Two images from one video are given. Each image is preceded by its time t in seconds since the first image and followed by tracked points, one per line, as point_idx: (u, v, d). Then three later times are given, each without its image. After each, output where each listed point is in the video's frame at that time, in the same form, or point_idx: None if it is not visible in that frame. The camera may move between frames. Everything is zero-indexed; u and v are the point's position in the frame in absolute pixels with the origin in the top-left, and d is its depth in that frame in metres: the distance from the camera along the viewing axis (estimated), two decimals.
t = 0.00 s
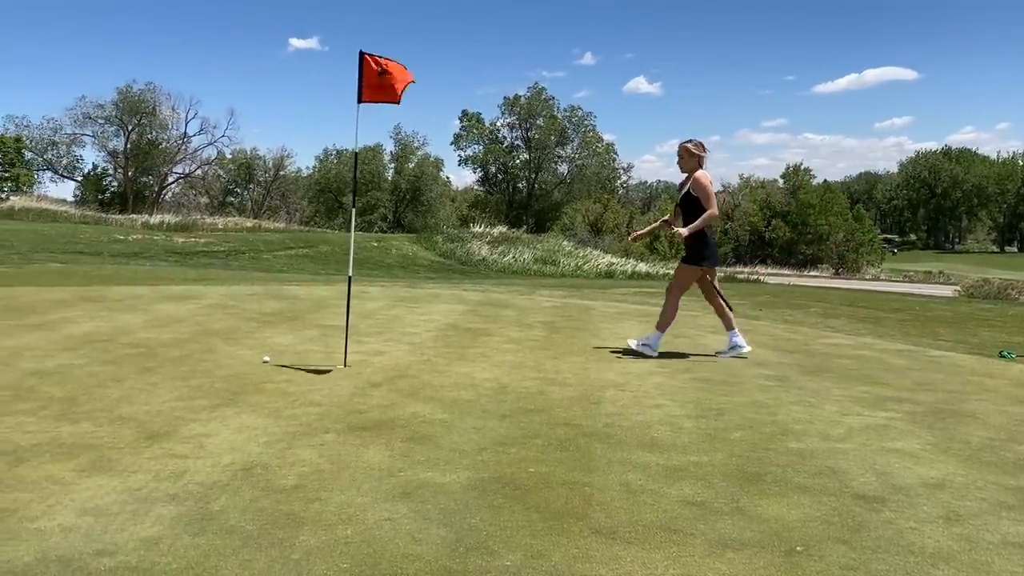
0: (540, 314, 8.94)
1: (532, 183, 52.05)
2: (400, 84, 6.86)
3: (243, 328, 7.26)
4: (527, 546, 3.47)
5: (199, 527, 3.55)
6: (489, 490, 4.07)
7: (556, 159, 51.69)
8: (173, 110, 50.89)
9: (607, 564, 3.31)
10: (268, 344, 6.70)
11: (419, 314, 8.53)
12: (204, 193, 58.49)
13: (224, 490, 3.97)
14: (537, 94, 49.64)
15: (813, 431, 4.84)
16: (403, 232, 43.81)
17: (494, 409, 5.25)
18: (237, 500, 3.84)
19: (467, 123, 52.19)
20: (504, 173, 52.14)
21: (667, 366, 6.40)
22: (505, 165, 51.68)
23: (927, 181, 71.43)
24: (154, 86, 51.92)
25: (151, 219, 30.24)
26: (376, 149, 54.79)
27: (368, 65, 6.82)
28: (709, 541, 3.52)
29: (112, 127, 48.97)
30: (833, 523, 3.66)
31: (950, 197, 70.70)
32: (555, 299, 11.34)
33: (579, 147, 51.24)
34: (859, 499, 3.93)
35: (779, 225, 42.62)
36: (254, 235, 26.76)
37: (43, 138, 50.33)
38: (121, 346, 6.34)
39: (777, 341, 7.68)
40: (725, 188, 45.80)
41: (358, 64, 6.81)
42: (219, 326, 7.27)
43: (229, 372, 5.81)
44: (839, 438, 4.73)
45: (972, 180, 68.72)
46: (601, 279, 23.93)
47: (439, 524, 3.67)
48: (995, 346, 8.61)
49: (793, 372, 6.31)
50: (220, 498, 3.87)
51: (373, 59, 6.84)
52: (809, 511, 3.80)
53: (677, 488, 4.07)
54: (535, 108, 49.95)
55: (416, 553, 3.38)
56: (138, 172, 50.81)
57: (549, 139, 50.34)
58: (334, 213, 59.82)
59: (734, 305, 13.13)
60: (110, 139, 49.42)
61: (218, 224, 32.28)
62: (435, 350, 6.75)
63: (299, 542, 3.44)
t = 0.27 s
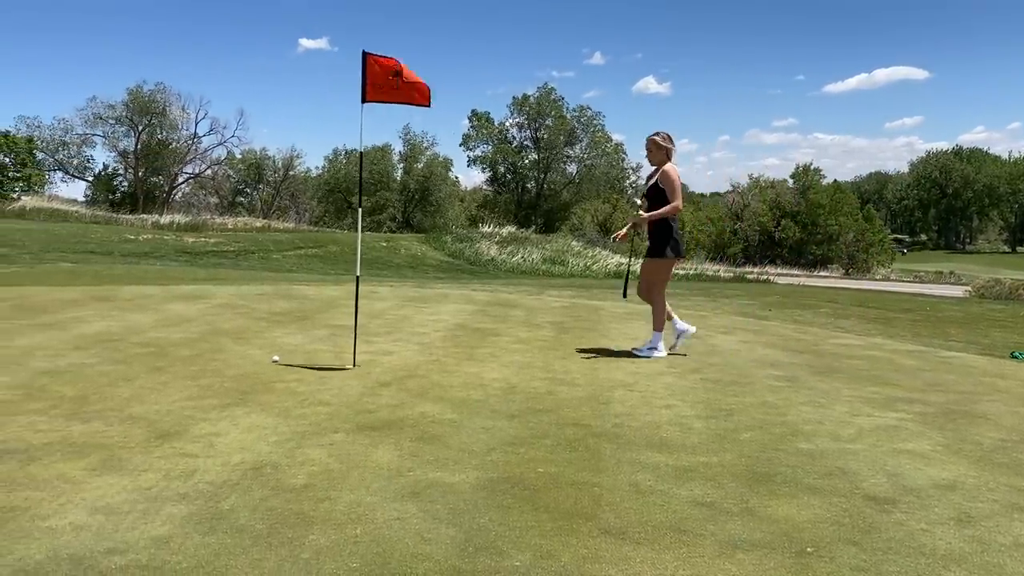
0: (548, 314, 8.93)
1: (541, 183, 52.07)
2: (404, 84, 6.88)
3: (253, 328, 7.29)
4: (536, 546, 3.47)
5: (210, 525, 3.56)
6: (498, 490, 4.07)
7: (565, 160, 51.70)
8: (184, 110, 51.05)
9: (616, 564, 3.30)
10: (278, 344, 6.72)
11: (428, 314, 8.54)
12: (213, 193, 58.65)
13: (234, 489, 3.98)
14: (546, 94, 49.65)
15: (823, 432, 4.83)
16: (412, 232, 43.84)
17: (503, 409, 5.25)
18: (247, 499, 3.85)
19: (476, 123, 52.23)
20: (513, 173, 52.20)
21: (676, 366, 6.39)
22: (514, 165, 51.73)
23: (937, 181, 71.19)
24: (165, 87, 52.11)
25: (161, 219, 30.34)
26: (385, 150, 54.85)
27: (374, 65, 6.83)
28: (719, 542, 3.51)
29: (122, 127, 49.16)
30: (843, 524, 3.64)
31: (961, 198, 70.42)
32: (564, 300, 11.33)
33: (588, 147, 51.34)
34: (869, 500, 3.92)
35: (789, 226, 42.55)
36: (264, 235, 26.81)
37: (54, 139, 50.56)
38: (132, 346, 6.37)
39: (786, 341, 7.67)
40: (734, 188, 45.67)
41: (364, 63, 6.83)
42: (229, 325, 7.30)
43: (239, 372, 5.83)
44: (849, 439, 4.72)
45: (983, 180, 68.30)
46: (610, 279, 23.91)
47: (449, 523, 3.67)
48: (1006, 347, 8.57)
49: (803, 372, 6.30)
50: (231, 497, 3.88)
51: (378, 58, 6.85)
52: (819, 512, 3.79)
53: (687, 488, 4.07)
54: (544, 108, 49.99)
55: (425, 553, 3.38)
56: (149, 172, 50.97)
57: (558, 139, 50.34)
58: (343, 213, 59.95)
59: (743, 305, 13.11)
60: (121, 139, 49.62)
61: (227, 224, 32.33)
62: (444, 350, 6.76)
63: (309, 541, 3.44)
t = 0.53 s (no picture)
0: (555, 313, 8.94)
1: (548, 183, 52.10)
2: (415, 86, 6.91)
3: (261, 327, 7.32)
4: (543, 545, 3.47)
5: (218, 524, 3.57)
6: (505, 489, 4.08)
7: (572, 159, 51.67)
8: (191, 110, 51.22)
9: (623, 563, 3.30)
10: (286, 343, 6.74)
11: (435, 313, 8.55)
12: (221, 193, 58.84)
13: (242, 487, 3.99)
14: (553, 94, 49.69)
15: (831, 432, 4.82)
16: (419, 232, 43.89)
17: (510, 408, 5.27)
18: (255, 498, 3.86)
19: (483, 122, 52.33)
20: (519, 172, 52.27)
21: (683, 365, 6.39)
22: (520, 164, 51.81)
23: (946, 180, 71.02)
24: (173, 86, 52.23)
25: (169, 219, 30.46)
26: (392, 149, 54.94)
27: (385, 66, 6.85)
28: (725, 542, 3.51)
29: (131, 127, 49.36)
30: (851, 524, 3.63)
31: (970, 197, 70.25)
32: (571, 299, 11.32)
33: (595, 146, 51.04)
34: (877, 499, 3.91)
35: (796, 225, 42.36)
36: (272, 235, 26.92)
37: (63, 139, 50.81)
38: (140, 345, 6.40)
39: (794, 341, 7.66)
40: (741, 186, 45.57)
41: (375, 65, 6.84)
42: (237, 325, 7.33)
43: (246, 371, 5.86)
44: (857, 439, 4.72)
45: (992, 179, 67.90)
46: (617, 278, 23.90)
47: (456, 522, 3.68)
48: (1016, 347, 8.52)
49: (810, 372, 6.28)
50: (239, 495, 3.90)
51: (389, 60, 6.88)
52: (826, 512, 3.78)
53: (694, 488, 4.07)
54: (551, 108, 50.09)
55: (432, 552, 3.39)
56: (157, 172, 51.14)
57: (565, 138, 50.33)
58: (350, 212, 60.11)
59: (750, 305, 13.08)
60: (129, 139, 49.84)
61: (235, 224, 32.44)
62: (451, 349, 6.77)
63: (317, 540, 3.45)
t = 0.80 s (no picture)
0: (560, 312, 8.94)
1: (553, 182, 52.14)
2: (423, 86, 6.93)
3: (267, 325, 7.33)
4: (549, 544, 3.47)
5: (224, 522, 3.58)
6: (511, 487, 4.07)
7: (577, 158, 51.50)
8: (197, 110, 51.35)
9: (629, 563, 3.30)
10: (291, 342, 6.75)
11: (440, 312, 8.55)
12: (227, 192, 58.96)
13: (248, 486, 4.00)
14: (558, 92, 50.29)
15: (837, 431, 4.81)
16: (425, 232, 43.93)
17: (515, 407, 5.27)
18: (261, 496, 3.87)
19: (488, 122, 52.46)
20: (524, 171, 52.35)
21: (688, 365, 6.38)
22: (525, 163, 51.88)
23: (952, 179, 70.96)
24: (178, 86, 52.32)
25: (175, 218, 30.54)
26: (397, 148, 54.98)
27: (392, 66, 6.86)
28: (731, 541, 3.50)
29: (137, 127, 49.51)
30: (858, 524, 3.62)
31: (976, 195, 70.16)
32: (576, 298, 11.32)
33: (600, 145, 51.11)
34: (883, 499, 3.90)
35: (802, 223, 42.25)
36: (278, 234, 27.00)
37: (69, 138, 50.97)
38: (147, 343, 6.42)
39: (799, 340, 7.63)
40: (746, 185, 45.52)
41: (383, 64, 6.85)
42: (243, 323, 7.34)
43: (252, 370, 5.87)
44: (863, 438, 4.70)
45: (999, 177, 67.62)
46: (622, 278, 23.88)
47: (461, 521, 3.68)
48: None
49: (817, 371, 6.27)
50: (244, 494, 3.91)
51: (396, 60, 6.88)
52: (832, 511, 3.78)
53: (700, 487, 4.06)
54: (556, 106, 50.39)
55: (438, 551, 3.39)
56: (162, 171, 51.29)
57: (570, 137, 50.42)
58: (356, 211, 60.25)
59: (756, 304, 13.05)
60: (135, 138, 49.99)
61: (241, 223, 32.49)
62: (457, 348, 6.78)
63: (323, 538, 3.46)
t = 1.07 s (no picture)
0: (564, 311, 8.94)
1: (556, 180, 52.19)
2: (420, 83, 6.91)
3: (270, 324, 7.34)
4: (553, 542, 3.47)
5: (228, 520, 3.59)
6: (515, 486, 4.07)
7: (581, 158, 51.27)
8: (200, 109, 51.40)
9: (633, 561, 3.30)
10: (295, 341, 6.76)
11: (444, 311, 8.55)
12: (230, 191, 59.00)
13: (252, 484, 4.01)
14: (560, 90, 50.44)
15: (841, 430, 4.80)
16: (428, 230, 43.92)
17: (519, 405, 5.27)
18: (265, 495, 3.87)
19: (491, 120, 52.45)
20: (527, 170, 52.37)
21: (692, 363, 6.38)
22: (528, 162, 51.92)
23: (956, 178, 70.76)
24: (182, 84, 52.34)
25: (178, 217, 30.62)
26: (401, 147, 55.03)
27: (391, 63, 6.86)
28: (736, 539, 3.49)
29: (141, 125, 49.55)
30: (862, 523, 3.62)
31: (980, 193, 69.92)
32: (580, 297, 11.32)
33: (603, 144, 51.26)
34: (888, 498, 3.89)
35: (806, 222, 42.15)
36: (283, 233, 27.08)
37: (73, 137, 51.05)
38: (151, 342, 6.43)
39: (804, 338, 7.62)
40: (750, 183, 45.46)
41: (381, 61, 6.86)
42: (247, 322, 7.36)
43: (256, 368, 5.88)
44: (868, 437, 4.70)
45: (1004, 176, 67.35)
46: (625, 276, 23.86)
47: (465, 519, 3.68)
48: None
49: (822, 370, 6.26)
50: (249, 492, 3.91)
51: (395, 57, 6.89)
52: (837, 510, 3.77)
53: (704, 485, 4.06)
54: (559, 105, 50.53)
55: (442, 549, 3.39)
56: (166, 170, 51.36)
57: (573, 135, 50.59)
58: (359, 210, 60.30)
59: (760, 302, 13.02)
60: (139, 137, 50.04)
61: (244, 222, 32.50)
62: (460, 347, 6.78)
63: (327, 536, 3.46)
